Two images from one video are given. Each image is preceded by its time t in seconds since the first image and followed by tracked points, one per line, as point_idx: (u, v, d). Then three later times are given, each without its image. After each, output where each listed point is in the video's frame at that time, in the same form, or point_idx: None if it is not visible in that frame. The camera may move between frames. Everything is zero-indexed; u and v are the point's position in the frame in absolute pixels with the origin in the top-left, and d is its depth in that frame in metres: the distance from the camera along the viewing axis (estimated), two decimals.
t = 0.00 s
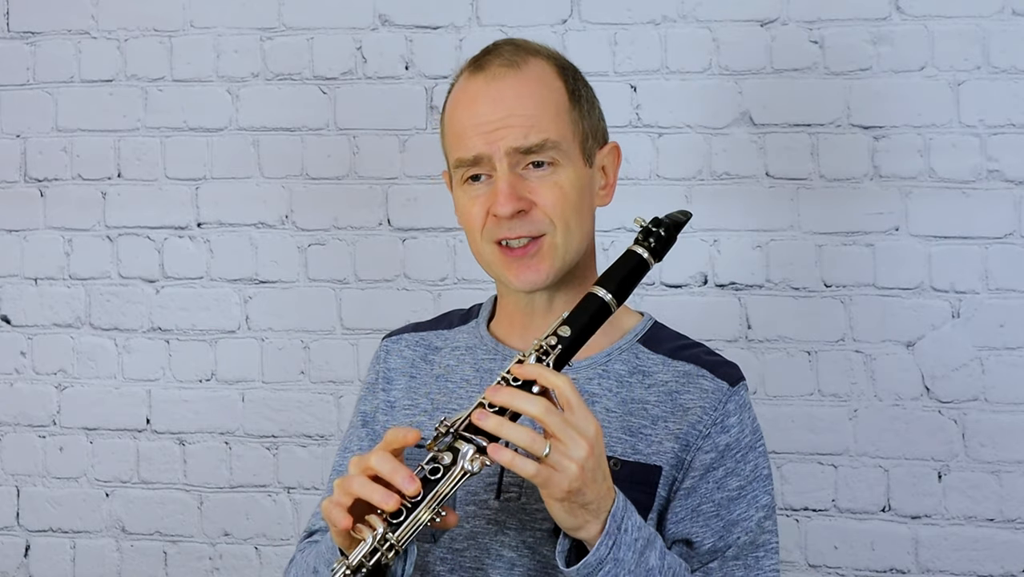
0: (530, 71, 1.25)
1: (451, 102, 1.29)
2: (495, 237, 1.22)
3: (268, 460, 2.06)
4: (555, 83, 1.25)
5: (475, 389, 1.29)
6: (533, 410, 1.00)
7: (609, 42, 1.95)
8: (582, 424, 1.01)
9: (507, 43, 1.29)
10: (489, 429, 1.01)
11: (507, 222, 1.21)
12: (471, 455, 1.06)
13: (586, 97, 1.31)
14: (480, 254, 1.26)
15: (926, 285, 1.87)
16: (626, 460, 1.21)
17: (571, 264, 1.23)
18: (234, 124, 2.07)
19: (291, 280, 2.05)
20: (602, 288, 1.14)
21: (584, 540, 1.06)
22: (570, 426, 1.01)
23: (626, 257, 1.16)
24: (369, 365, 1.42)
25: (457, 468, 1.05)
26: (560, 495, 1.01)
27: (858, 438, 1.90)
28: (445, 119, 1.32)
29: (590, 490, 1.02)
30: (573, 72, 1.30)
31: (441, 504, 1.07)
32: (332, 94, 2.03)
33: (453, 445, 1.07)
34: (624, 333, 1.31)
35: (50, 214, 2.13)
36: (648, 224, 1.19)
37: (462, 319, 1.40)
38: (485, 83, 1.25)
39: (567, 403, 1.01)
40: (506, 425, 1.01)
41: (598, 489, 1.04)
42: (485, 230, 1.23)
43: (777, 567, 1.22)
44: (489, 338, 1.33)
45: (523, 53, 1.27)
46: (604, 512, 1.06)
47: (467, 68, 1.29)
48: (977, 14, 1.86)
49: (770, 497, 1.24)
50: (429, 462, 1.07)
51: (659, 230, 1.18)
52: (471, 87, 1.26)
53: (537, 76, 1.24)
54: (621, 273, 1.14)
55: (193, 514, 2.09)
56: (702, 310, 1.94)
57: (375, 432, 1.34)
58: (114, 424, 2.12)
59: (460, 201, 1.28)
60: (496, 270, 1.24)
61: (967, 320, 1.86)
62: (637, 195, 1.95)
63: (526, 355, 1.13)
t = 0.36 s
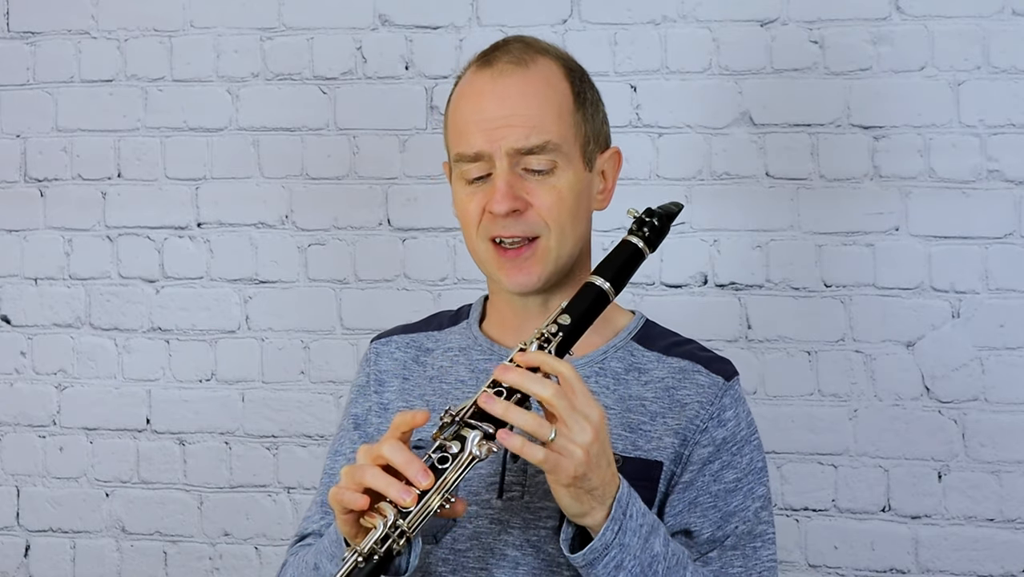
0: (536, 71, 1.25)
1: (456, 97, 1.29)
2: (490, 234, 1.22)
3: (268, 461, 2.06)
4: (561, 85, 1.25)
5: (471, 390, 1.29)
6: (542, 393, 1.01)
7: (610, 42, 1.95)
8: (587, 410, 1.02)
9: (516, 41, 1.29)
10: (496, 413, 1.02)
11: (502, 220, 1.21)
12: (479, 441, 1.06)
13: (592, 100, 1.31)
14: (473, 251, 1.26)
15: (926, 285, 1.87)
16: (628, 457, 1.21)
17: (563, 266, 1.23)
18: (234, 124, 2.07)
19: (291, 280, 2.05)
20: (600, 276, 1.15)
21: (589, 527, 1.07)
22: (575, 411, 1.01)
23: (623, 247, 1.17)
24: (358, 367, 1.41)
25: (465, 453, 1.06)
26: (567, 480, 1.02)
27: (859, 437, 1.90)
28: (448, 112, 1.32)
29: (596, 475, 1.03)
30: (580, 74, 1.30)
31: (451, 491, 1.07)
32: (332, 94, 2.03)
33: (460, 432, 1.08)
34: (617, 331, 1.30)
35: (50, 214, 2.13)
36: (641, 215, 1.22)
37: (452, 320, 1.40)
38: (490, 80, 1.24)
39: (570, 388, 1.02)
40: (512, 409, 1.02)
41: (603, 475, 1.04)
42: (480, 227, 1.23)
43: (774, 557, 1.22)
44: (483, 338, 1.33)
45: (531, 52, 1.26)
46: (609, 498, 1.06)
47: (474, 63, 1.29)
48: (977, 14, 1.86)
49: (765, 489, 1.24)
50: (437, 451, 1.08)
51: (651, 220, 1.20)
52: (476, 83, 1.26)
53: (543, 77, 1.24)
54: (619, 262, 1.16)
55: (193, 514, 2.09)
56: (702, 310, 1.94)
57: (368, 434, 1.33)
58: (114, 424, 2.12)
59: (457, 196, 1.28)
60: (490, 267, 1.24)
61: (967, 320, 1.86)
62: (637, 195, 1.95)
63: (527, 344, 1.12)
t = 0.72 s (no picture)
0: (526, 70, 1.25)
1: (446, 97, 1.29)
2: (482, 233, 1.22)
3: (268, 461, 2.06)
4: (551, 83, 1.25)
5: (468, 390, 1.29)
6: (530, 402, 1.01)
7: (609, 42, 1.95)
8: (583, 411, 1.01)
9: (506, 40, 1.29)
10: (489, 421, 1.01)
11: (494, 219, 1.21)
12: (475, 439, 1.06)
13: (583, 98, 1.31)
14: (466, 251, 1.26)
15: (926, 285, 1.87)
16: (626, 457, 1.21)
17: (557, 264, 1.23)
18: (234, 124, 2.07)
19: (291, 280, 2.05)
20: (602, 281, 1.15)
21: (590, 529, 1.07)
22: (570, 413, 1.01)
23: (626, 251, 1.17)
24: (354, 368, 1.41)
25: (464, 450, 1.06)
26: (565, 482, 1.02)
27: (859, 437, 1.90)
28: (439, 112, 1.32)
29: (594, 476, 1.03)
30: (571, 73, 1.30)
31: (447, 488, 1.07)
32: (332, 94, 2.03)
33: (458, 430, 1.07)
34: (614, 331, 1.30)
35: (50, 214, 2.13)
36: (643, 223, 1.22)
37: (448, 320, 1.40)
38: (481, 79, 1.25)
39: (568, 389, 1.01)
40: (505, 415, 1.01)
41: (602, 475, 1.04)
42: (472, 226, 1.23)
43: (772, 556, 1.22)
44: (479, 338, 1.33)
45: (521, 52, 1.27)
46: (609, 498, 1.06)
47: (464, 63, 1.29)
48: (977, 14, 1.86)
49: (763, 488, 1.25)
50: (435, 448, 1.08)
51: (653, 228, 1.21)
52: (466, 83, 1.26)
53: (533, 75, 1.24)
54: (621, 267, 1.16)
55: (193, 514, 2.09)
56: (702, 311, 1.94)
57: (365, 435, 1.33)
58: (114, 424, 2.12)
59: (449, 196, 1.28)
60: (483, 267, 1.24)
61: (967, 320, 1.86)
62: (637, 195, 1.95)
63: (527, 344, 1.13)
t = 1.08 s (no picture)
0: (532, 71, 1.25)
1: (451, 96, 1.29)
2: (484, 233, 1.22)
3: (268, 461, 2.06)
4: (556, 84, 1.25)
5: (470, 391, 1.29)
6: (539, 401, 1.00)
7: (609, 42, 1.95)
8: (591, 412, 1.02)
9: (512, 40, 1.29)
10: (497, 419, 1.01)
11: (497, 220, 1.21)
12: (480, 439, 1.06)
13: (588, 99, 1.31)
14: (469, 251, 1.26)
15: (926, 286, 1.87)
16: (628, 457, 1.21)
17: (558, 265, 1.23)
18: (234, 124, 2.07)
19: (291, 280, 2.05)
20: (611, 284, 1.15)
21: (595, 529, 1.07)
22: (580, 413, 1.01)
23: (637, 256, 1.17)
24: (355, 368, 1.41)
25: (469, 450, 1.06)
26: (571, 481, 1.02)
27: (859, 437, 1.90)
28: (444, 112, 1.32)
29: (601, 476, 1.03)
30: (576, 73, 1.30)
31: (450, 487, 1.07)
32: (332, 94, 2.03)
33: (464, 430, 1.08)
34: (616, 332, 1.30)
35: (50, 214, 2.13)
36: (655, 226, 1.21)
37: (449, 321, 1.40)
38: (486, 79, 1.25)
39: (576, 390, 1.02)
40: (513, 414, 1.01)
41: (610, 476, 1.04)
42: (475, 226, 1.23)
43: (775, 557, 1.23)
44: (481, 338, 1.33)
45: (526, 52, 1.27)
46: (615, 500, 1.06)
47: (470, 63, 1.29)
48: (976, 14, 1.86)
49: (765, 489, 1.25)
50: (439, 446, 1.08)
51: (665, 231, 1.20)
52: (472, 82, 1.26)
53: (538, 75, 1.24)
54: (630, 270, 1.16)
55: (193, 514, 2.09)
56: (702, 311, 1.94)
57: (366, 436, 1.33)
58: (114, 424, 2.12)
59: (452, 195, 1.28)
60: (485, 267, 1.24)
61: (967, 320, 1.86)
62: (637, 195, 1.95)
63: (535, 345, 1.13)
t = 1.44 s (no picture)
0: (552, 68, 1.25)
1: (469, 91, 1.28)
2: (503, 228, 1.21)
3: (268, 461, 2.06)
4: (575, 82, 1.26)
5: (472, 392, 1.29)
6: (541, 396, 1.01)
7: (609, 42, 1.95)
8: (592, 406, 1.02)
9: (530, 38, 1.29)
10: (499, 416, 1.01)
11: (519, 215, 1.21)
12: (484, 435, 1.06)
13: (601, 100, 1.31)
14: (484, 247, 1.25)
15: (926, 286, 1.87)
16: (630, 460, 1.21)
17: (575, 262, 1.23)
18: (234, 124, 2.07)
19: (291, 280, 2.05)
20: (606, 278, 1.15)
21: (594, 525, 1.07)
22: (581, 407, 1.01)
23: (630, 250, 1.17)
24: (355, 367, 1.41)
25: (474, 446, 1.06)
26: (573, 477, 1.02)
27: (859, 437, 1.90)
28: (458, 106, 1.31)
29: (602, 471, 1.03)
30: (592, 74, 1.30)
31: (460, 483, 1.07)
32: (332, 94, 2.04)
33: (468, 427, 1.07)
34: (618, 333, 1.30)
35: (50, 214, 2.13)
36: (646, 219, 1.21)
37: (450, 320, 1.40)
38: (508, 74, 1.24)
39: (576, 384, 1.02)
40: (515, 410, 1.01)
41: (610, 471, 1.04)
42: (493, 221, 1.23)
43: (775, 560, 1.23)
44: (484, 339, 1.33)
45: (546, 49, 1.27)
46: (615, 495, 1.06)
47: (488, 58, 1.29)
48: (976, 14, 1.86)
49: (766, 491, 1.25)
50: (444, 444, 1.07)
51: (657, 224, 1.20)
52: (493, 77, 1.25)
53: (560, 73, 1.25)
54: (624, 264, 1.16)
55: (193, 514, 2.09)
56: (703, 311, 1.94)
57: (366, 436, 1.33)
58: (114, 424, 2.12)
59: (468, 190, 1.27)
60: (501, 263, 1.23)
61: (967, 321, 1.86)
62: (637, 195, 1.95)
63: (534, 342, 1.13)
